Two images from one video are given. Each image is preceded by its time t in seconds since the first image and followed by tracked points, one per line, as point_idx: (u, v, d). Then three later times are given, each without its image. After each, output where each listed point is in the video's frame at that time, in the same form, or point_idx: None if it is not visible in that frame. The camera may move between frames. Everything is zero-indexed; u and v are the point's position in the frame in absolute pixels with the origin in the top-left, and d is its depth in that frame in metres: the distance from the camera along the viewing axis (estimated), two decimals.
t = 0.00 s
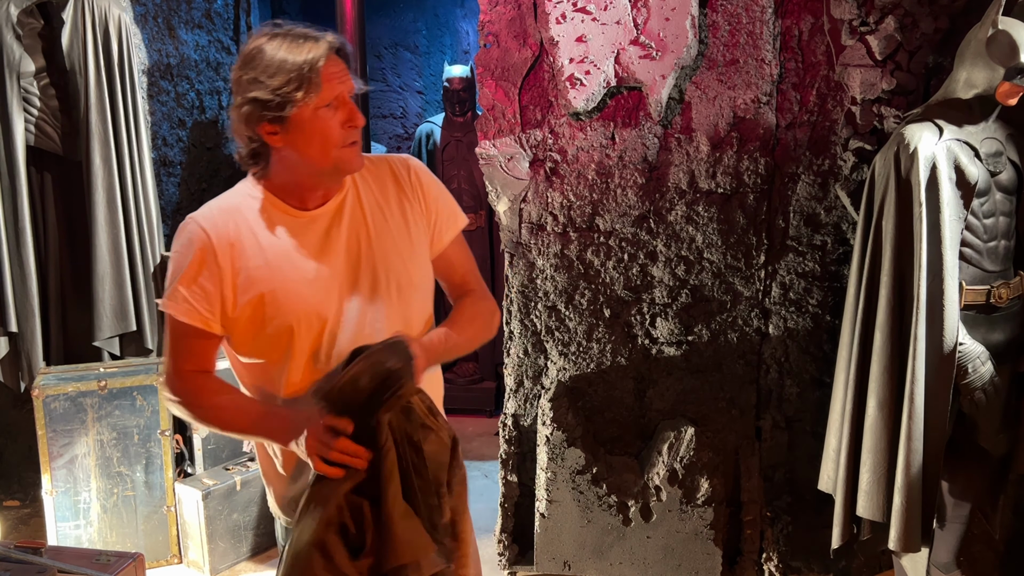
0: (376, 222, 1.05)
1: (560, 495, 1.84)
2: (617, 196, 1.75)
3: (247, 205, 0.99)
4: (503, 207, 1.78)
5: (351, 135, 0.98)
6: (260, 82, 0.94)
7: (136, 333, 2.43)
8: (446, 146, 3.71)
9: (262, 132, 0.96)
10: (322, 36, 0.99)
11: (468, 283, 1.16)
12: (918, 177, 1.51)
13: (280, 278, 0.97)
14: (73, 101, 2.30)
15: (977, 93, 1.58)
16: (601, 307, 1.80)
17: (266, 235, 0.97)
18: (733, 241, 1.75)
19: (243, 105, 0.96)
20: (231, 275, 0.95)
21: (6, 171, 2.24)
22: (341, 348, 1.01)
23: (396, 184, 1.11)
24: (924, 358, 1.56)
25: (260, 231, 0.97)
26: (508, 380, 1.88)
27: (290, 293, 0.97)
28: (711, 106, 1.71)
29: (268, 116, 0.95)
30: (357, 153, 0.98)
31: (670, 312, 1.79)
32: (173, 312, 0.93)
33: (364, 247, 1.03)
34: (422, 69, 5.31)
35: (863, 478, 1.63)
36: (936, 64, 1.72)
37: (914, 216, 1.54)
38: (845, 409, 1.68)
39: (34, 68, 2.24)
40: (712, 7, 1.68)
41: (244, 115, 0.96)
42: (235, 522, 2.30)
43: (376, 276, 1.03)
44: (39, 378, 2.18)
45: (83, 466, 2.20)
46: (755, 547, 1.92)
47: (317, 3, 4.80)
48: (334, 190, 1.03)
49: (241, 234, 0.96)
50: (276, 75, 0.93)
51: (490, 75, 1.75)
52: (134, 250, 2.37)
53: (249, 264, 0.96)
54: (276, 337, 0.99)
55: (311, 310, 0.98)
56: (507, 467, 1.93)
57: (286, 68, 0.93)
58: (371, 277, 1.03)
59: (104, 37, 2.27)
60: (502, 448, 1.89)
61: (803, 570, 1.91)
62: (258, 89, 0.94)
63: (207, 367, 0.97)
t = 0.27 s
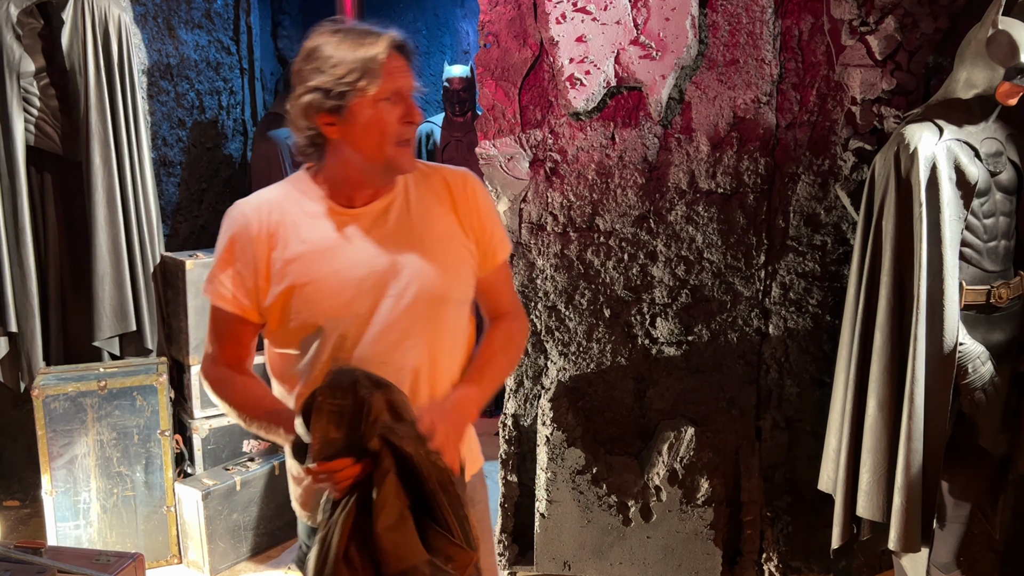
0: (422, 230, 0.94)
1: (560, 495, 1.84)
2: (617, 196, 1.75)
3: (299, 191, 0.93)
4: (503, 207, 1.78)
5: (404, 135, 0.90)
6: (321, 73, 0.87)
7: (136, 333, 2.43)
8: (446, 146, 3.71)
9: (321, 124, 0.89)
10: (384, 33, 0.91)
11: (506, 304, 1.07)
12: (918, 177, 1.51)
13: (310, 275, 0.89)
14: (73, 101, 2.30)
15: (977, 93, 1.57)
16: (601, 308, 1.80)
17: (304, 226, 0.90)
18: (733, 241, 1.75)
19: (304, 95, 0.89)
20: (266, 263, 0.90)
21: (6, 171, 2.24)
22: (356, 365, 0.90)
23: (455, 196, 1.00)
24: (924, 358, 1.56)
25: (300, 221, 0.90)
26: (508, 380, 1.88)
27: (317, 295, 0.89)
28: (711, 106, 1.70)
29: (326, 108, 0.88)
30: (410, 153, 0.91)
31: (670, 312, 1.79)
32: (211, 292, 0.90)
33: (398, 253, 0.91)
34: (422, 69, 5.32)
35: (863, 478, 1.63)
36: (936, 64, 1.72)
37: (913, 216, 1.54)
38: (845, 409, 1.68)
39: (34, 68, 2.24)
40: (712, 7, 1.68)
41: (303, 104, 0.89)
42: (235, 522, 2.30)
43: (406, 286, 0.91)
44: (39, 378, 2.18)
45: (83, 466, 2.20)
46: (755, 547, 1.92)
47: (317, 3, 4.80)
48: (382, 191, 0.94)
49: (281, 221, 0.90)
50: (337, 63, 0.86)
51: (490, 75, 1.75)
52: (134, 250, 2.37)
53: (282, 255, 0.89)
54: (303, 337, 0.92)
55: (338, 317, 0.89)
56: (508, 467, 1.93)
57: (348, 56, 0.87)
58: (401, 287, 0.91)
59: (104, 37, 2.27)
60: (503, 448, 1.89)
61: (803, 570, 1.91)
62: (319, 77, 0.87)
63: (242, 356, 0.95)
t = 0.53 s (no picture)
0: (482, 228, 0.97)
1: (560, 495, 1.86)
2: (617, 196, 1.75)
3: (369, 178, 0.94)
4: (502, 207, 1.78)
5: (485, 139, 0.90)
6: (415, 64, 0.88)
7: (136, 333, 2.43)
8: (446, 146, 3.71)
9: (406, 118, 0.90)
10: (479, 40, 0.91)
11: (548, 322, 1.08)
12: (918, 177, 1.51)
13: (375, 262, 0.91)
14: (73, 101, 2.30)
15: (977, 93, 1.57)
16: (601, 308, 1.80)
17: (369, 210, 0.92)
18: (733, 241, 1.75)
19: (393, 86, 0.90)
20: (330, 244, 0.91)
21: (6, 171, 2.24)
22: (406, 356, 0.94)
23: (517, 202, 1.02)
24: (924, 359, 1.56)
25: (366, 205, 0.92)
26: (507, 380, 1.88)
27: (375, 278, 0.91)
28: (711, 106, 1.70)
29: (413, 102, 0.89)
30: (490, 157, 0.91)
31: (670, 312, 1.79)
32: (268, 262, 0.90)
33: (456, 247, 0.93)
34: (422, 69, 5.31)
35: (863, 478, 1.63)
36: (936, 64, 1.72)
37: (914, 216, 1.54)
38: (845, 409, 1.68)
39: (34, 68, 2.24)
40: (712, 7, 1.68)
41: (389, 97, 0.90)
42: (235, 522, 2.30)
43: (463, 283, 0.93)
44: (39, 378, 2.18)
45: (84, 466, 2.20)
46: (755, 546, 1.92)
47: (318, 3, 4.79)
48: (449, 188, 0.95)
49: (348, 204, 0.92)
50: (427, 54, 0.88)
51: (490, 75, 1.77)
52: (134, 250, 2.37)
53: (346, 239, 0.91)
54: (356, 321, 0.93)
55: (397, 308, 0.92)
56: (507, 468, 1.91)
57: (437, 49, 0.88)
58: (456, 279, 0.92)
59: (104, 37, 2.27)
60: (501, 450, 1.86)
61: (803, 570, 1.91)
62: (409, 66, 0.88)
63: (288, 330, 0.94)
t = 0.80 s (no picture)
0: (524, 221, 1.00)
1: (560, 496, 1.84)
2: (617, 196, 1.75)
3: (420, 165, 0.99)
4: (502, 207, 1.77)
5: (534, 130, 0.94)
6: (466, 56, 0.94)
7: (136, 333, 2.43)
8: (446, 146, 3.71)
9: (457, 111, 0.96)
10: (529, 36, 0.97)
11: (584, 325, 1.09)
12: (918, 176, 1.51)
13: (415, 243, 0.95)
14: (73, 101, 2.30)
15: (977, 93, 1.57)
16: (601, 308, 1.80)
17: (411, 196, 0.97)
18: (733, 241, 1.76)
19: (444, 80, 0.97)
20: (371, 223, 0.96)
21: (6, 171, 2.24)
22: (443, 341, 0.96)
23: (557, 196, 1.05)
24: (924, 358, 1.56)
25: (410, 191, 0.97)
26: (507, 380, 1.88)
27: (414, 261, 0.94)
28: (711, 106, 1.70)
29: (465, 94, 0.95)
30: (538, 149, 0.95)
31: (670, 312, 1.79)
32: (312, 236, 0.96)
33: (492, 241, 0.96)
34: (422, 69, 5.31)
35: (863, 478, 1.63)
36: (936, 64, 1.72)
37: (914, 216, 1.55)
38: (845, 408, 1.68)
39: (34, 68, 2.24)
40: (712, 7, 1.68)
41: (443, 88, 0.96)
42: (235, 522, 2.30)
43: (499, 270, 0.96)
44: (38, 378, 2.18)
45: (83, 466, 2.20)
46: (755, 547, 1.92)
47: (317, 3, 4.79)
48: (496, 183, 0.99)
49: (392, 188, 0.97)
50: (476, 48, 0.94)
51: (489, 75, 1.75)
52: (134, 250, 2.37)
53: (387, 222, 0.96)
54: (389, 305, 0.96)
55: (433, 289, 0.94)
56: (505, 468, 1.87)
57: (488, 43, 0.94)
58: (494, 266, 0.95)
59: (104, 37, 2.27)
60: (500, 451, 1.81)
61: (803, 570, 1.92)
62: (460, 59, 0.95)
63: (303, 305, 1.01)
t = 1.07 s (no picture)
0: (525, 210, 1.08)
1: (560, 495, 1.86)
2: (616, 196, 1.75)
3: (425, 162, 1.09)
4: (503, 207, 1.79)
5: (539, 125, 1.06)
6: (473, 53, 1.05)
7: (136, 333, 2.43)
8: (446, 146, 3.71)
9: (465, 107, 1.07)
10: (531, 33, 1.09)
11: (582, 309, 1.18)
12: (918, 176, 1.51)
13: (422, 232, 1.04)
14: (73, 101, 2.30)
15: (977, 93, 1.59)
16: (601, 307, 1.80)
17: (416, 189, 1.06)
18: (733, 241, 1.76)
19: (452, 77, 1.07)
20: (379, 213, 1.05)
21: (5, 171, 2.24)
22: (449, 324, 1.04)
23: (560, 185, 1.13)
24: (924, 359, 1.56)
25: (417, 184, 1.06)
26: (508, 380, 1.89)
27: (422, 247, 1.03)
28: (711, 106, 1.71)
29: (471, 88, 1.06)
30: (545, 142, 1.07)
31: (670, 312, 1.79)
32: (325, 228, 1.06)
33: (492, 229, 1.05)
34: (422, 69, 5.31)
35: (863, 477, 1.63)
36: (937, 64, 1.71)
37: (914, 217, 1.55)
38: (845, 408, 1.68)
39: (34, 68, 2.24)
40: (712, 7, 1.68)
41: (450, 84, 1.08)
42: (235, 522, 2.30)
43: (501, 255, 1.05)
44: (38, 378, 2.19)
45: (84, 466, 2.20)
46: (755, 547, 1.92)
47: (317, 3, 4.79)
48: (497, 176, 1.09)
49: (398, 181, 1.06)
50: (481, 45, 1.05)
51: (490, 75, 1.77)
52: (134, 250, 2.37)
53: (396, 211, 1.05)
54: (399, 288, 1.04)
55: (442, 274, 1.03)
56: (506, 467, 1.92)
57: (492, 41, 1.06)
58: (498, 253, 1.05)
59: (104, 37, 2.27)
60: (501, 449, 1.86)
61: (803, 570, 1.90)
62: (465, 56, 1.06)
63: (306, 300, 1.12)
